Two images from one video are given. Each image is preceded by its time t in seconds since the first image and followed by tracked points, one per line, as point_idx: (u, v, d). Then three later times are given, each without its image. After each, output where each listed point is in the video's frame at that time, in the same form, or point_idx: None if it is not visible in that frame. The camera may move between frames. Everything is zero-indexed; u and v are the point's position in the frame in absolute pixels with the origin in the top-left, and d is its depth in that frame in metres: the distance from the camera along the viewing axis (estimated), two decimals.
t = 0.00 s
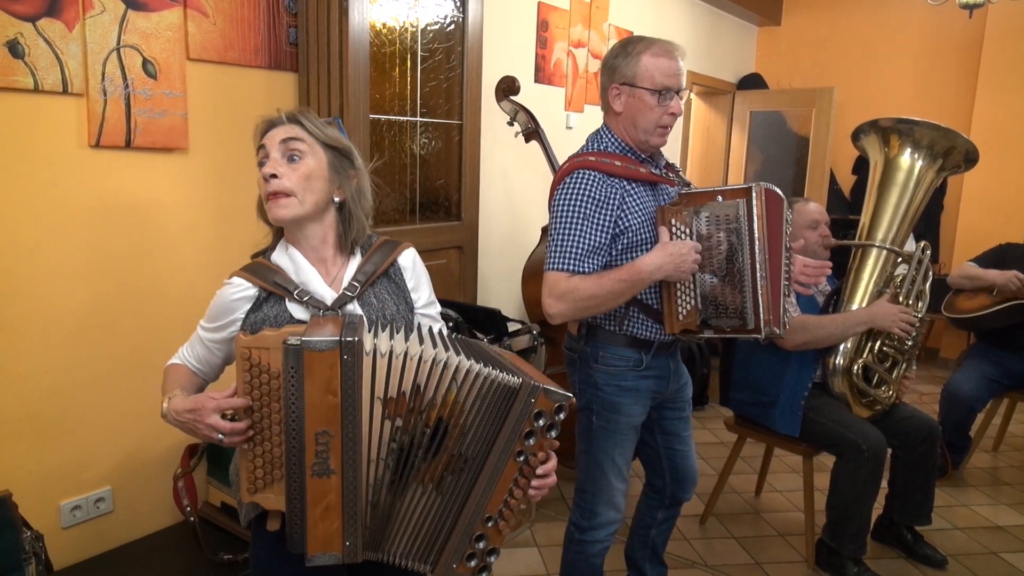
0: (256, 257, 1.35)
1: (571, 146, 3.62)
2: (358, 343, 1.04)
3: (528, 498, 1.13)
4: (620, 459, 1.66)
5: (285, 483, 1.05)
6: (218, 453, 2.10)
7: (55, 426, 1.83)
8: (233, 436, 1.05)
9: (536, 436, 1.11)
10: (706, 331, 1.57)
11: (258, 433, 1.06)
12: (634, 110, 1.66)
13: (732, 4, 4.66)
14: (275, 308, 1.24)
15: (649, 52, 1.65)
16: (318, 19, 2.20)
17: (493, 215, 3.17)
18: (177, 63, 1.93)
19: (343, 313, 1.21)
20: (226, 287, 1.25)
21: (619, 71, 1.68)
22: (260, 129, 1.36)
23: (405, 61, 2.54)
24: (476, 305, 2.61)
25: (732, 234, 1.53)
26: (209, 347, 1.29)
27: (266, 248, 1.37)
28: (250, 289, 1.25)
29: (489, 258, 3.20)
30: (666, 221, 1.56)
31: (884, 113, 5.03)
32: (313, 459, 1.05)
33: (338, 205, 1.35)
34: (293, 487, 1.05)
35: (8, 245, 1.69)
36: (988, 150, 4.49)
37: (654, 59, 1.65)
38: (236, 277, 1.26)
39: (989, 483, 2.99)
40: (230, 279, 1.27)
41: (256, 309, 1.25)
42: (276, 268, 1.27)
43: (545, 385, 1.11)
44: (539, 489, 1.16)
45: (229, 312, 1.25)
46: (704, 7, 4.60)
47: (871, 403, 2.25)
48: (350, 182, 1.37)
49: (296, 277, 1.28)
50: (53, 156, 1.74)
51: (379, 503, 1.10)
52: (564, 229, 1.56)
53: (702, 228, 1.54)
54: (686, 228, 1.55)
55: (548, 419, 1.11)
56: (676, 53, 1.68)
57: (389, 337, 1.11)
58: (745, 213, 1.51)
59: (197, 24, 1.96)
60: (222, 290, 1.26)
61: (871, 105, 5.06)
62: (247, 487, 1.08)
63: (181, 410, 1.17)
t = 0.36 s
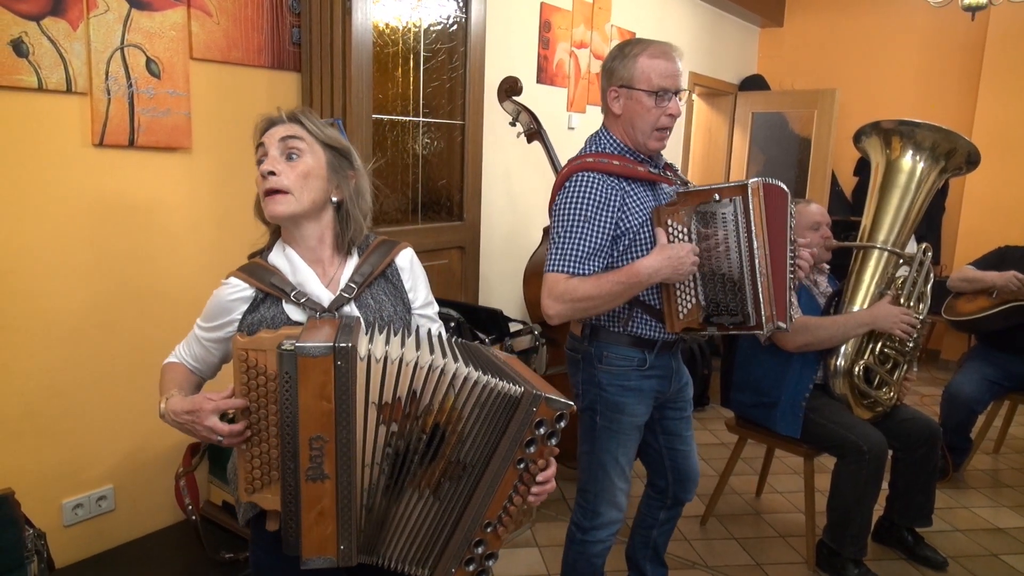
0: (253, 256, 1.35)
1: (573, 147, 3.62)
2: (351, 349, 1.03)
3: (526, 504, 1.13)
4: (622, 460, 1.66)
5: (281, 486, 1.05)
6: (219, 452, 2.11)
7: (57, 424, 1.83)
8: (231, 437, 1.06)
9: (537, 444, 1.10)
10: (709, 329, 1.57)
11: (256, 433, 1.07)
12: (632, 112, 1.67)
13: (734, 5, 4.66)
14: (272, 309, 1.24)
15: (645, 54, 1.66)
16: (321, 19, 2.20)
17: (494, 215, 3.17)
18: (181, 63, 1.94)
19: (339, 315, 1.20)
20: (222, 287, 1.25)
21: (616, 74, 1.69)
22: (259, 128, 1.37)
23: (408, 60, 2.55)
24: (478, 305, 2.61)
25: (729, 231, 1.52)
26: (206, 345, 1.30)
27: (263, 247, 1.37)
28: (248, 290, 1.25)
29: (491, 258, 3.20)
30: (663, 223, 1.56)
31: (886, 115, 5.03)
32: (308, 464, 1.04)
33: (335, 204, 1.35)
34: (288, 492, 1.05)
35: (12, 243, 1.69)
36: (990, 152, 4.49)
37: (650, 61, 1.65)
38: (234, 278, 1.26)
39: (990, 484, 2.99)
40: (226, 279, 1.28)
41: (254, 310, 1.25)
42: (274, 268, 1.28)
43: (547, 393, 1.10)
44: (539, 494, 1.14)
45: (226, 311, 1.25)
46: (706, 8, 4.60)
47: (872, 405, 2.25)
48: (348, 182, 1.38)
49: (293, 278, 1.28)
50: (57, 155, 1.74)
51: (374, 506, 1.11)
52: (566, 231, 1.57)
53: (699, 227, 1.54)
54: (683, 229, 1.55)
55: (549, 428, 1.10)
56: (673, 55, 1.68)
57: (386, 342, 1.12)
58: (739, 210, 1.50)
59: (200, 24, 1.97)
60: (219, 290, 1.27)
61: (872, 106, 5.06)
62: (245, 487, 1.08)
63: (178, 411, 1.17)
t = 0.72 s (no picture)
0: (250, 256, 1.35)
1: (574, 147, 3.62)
2: (347, 348, 1.03)
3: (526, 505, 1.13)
4: (629, 461, 1.66)
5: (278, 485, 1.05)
6: (220, 451, 2.11)
7: (59, 422, 1.83)
8: (228, 437, 1.07)
9: (538, 445, 1.11)
10: (715, 325, 1.57)
11: (252, 432, 1.08)
12: (633, 112, 1.67)
13: (735, 5, 4.65)
14: (268, 309, 1.24)
15: (644, 55, 1.66)
16: (324, 19, 2.21)
17: (496, 215, 3.17)
18: (183, 62, 1.94)
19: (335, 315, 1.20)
20: (219, 287, 1.25)
21: (614, 76, 1.69)
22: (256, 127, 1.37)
23: (410, 60, 2.55)
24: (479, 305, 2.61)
25: (731, 227, 1.52)
26: (204, 345, 1.30)
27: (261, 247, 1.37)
28: (245, 290, 1.25)
29: (493, 258, 3.20)
30: (664, 221, 1.56)
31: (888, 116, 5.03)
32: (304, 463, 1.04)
33: (332, 203, 1.35)
34: (285, 491, 1.05)
35: (14, 242, 1.69)
36: (991, 153, 4.49)
37: (648, 62, 1.66)
38: (231, 278, 1.26)
39: (990, 486, 2.99)
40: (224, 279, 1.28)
41: (251, 309, 1.25)
42: (271, 268, 1.28)
43: (548, 395, 1.10)
44: (538, 495, 1.14)
45: (223, 311, 1.25)
46: (708, 8, 4.60)
47: (873, 406, 2.25)
48: (346, 182, 1.38)
49: (290, 278, 1.28)
50: (59, 154, 1.74)
51: (371, 505, 1.11)
52: (569, 234, 1.57)
53: (700, 224, 1.54)
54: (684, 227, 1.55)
55: (550, 429, 1.11)
56: (671, 55, 1.69)
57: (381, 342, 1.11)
58: (740, 205, 1.51)
59: (203, 24, 1.97)
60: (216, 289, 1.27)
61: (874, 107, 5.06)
62: (242, 485, 1.08)
63: (175, 410, 1.17)
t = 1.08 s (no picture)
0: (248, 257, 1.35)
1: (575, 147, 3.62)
2: (344, 348, 1.03)
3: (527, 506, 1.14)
4: (640, 465, 1.67)
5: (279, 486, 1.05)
6: (221, 451, 2.11)
7: (61, 421, 1.84)
8: (226, 437, 1.08)
9: (539, 449, 1.11)
10: (726, 320, 1.58)
11: (250, 433, 1.08)
12: (626, 116, 1.67)
13: (738, 7, 4.65)
14: (267, 310, 1.25)
15: (636, 59, 1.67)
16: (327, 19, 2.21)
17: (498, 216, 3.18)
18: (186, 62, 1.94)
19: (333, 316, 1.20)
20: (217, 288, 1.26)
21: (607, 80, 1.69)
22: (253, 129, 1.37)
23: (412, 61, 2.55)
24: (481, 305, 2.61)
25: (733, 221, 1.52)
26: (202, 345, 1.30)
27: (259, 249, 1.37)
28: (243, 290, 1.26)
29: (494, 258, 3.21)
30: (664, 219, 1.54)
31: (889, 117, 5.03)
32: (301, 465, 1.04)
33: (330, 204, 1.36)
34: (283, 491, 1.05)
35: (17, 242, 1.70)
36: (992, 155, 4.49)
37: (641, 66, 1.66)
38: (230, 278, 1.27)
39: (991, 488, 2.99)
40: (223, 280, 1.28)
41: (250, 310, 1.26)
42: (269, 270, 1.28)
43: (551, 400, 1.11)
44: (538, 497, 1.15)
45: (223, 311, 1.26)
46: (710, 10, 4.61)
47: (874, 408, 2.25)
48: (344, 182, 1.38)
49: (289, 278, 1.28)
50: (63, 153, 1.75)
51: (368, 506, 1.11)
52: (572, 238, 1.58)
53: (702, 220, 1.55)
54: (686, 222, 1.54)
55: (551, 433, 1.11)
56: (665, 59, 1.69)
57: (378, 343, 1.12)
58: (740, 198, 1.50)
59: (206, 24, 1.97)
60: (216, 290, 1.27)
61: (876, 109, 5.06)
62: (241, 485, 1.09)
63: (174, 411, 1.18)
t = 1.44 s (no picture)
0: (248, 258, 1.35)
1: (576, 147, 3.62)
2: (344, 348, 1.03)
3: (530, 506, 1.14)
4: (646, 469, 1.67)
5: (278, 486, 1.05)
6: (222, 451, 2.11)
7: (62, 420, 1.84)
8: (226, 437, 1.08)
9: (542, 452, 1.11)
10: (731, 322, 1.57)
11: (250, 433, 1.08)
12: (623, 120, 1.67)
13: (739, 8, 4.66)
14: (267, 310, 1.25)
15: (634, 63, 1.67)
16: (328, 20, 2.21)
17: (499, 216, 3.18)
18: (188, 63, 1.95)
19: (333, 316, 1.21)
20: (217, 288, 1.26)
21: (606, 85, 1.70)
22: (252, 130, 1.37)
23: (413, 61, 2.56)
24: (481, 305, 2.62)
25: (736, 221, 1.53)
26: (201, 345, 1.30)
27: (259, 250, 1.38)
28: (243, 290, 1.26)
29: (495, 258, 3.21)
30: (667, 221, 1.56)
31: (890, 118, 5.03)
32: (300, 465, 1.04)
33: (330, 205, 1.36)
34: (283, 491, 1.05)
35: (19, 241, 1.70)
36: (993, 156, 4.49)
37: (639, 71, 1.66)
38: (230, 279, 1.27)
39: (991, 489, 2.99)
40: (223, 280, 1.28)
41: (250, 310, 1.26)
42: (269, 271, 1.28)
43: (555, 403, 1.11)
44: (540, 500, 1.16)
45: (222, 311, 1.26)
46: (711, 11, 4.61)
47: (874, 409, 2.25)
48: (343, 183, 1.38)
49: (288, 278, 1.28)
50: (65, 153, 1.75)
51: (369, 505, 1.12)
52: (573, 242, 1.58)
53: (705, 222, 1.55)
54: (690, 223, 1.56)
55: (554, 436, 1.12)
56: (665, 64, 1.68)
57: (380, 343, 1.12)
58: (744, 198, 1.52)
59: (208, 24, 1.97)
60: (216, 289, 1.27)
61: (877, 110, 5.07)
62: (241, 485, 1.09)
63: (174, 411, 1.18)
